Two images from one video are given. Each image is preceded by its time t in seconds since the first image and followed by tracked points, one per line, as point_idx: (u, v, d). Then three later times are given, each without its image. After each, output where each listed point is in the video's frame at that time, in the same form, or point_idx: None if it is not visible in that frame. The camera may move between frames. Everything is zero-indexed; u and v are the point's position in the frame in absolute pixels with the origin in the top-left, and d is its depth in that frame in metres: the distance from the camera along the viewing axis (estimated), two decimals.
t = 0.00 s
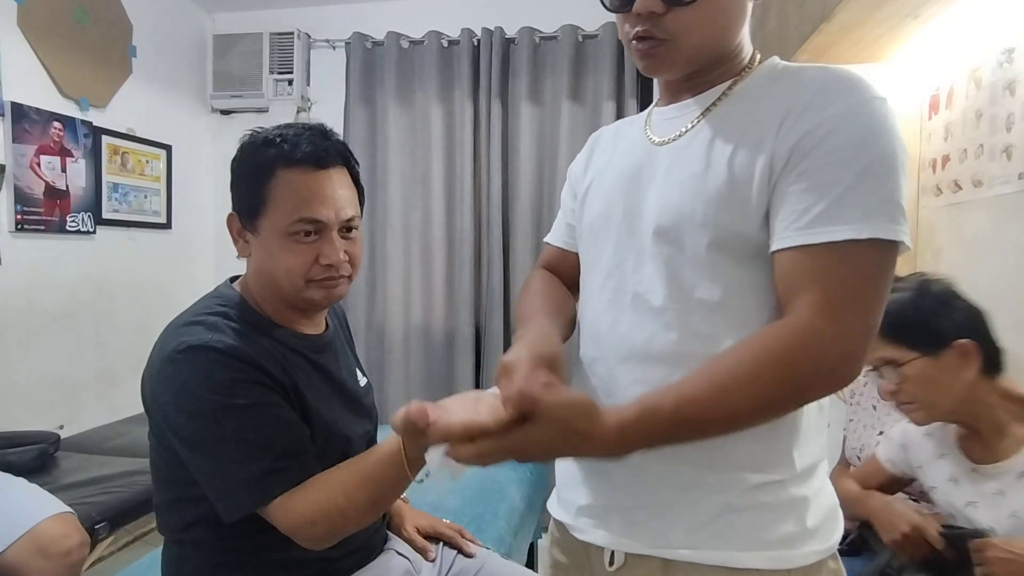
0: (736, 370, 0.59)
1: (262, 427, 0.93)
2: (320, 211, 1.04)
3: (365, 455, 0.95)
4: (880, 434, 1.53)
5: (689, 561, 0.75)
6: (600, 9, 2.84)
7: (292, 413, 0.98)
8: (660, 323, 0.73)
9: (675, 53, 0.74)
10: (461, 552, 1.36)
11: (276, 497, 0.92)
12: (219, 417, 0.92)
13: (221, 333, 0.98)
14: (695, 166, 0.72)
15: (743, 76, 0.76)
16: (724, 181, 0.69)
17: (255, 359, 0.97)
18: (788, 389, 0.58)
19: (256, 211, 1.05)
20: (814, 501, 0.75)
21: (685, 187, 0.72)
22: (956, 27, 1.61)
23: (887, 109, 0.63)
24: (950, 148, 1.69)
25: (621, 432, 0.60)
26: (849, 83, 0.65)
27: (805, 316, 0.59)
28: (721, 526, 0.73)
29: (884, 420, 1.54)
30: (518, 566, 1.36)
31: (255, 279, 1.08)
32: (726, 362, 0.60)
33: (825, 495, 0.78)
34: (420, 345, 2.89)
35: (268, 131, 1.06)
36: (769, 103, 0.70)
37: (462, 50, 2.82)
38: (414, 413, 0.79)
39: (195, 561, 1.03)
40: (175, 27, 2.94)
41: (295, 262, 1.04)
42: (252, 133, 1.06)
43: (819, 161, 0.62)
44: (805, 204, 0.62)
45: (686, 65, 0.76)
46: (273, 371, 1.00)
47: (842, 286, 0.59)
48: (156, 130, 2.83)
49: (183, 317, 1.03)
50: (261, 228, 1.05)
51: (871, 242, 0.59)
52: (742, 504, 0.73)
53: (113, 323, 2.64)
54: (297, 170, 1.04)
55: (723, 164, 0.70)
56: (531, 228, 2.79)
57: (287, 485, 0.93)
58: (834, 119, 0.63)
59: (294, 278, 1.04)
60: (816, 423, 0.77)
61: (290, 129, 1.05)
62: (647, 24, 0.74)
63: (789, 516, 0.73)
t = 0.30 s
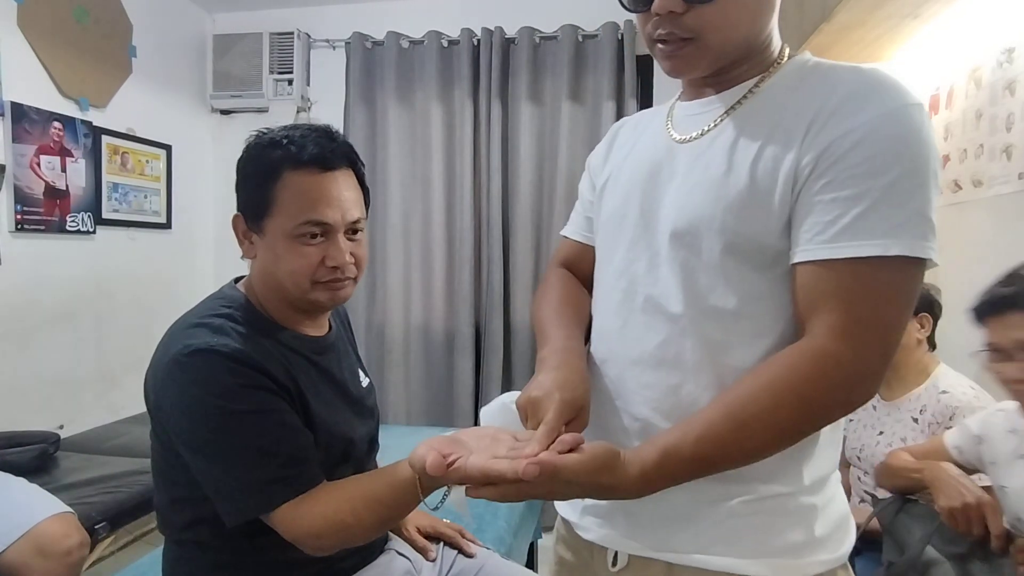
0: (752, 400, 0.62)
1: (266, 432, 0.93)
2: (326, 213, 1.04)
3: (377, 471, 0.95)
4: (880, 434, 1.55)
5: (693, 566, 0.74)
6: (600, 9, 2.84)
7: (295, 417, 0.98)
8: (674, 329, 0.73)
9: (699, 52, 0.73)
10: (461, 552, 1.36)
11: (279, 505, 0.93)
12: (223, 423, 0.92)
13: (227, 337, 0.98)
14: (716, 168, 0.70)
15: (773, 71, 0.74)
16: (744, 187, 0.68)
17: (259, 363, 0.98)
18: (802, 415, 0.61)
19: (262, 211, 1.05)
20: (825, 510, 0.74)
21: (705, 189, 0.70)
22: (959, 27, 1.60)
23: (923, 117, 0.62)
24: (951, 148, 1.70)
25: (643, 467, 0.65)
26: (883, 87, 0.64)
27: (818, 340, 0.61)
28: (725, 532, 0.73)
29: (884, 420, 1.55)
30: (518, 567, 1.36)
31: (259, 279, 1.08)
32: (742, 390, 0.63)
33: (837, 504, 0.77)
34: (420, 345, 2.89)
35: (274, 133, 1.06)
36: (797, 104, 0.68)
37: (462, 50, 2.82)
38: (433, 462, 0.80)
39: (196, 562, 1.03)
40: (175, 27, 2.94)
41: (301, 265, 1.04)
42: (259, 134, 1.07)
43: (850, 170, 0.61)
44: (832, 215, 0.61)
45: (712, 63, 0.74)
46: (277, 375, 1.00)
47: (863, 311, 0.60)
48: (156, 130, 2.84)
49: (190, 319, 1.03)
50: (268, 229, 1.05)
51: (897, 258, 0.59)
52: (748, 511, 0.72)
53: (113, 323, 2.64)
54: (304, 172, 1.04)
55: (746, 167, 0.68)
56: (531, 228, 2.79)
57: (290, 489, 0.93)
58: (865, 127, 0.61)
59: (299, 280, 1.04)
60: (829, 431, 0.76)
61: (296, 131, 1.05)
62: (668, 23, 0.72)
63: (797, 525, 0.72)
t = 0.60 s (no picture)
0: (759, 399, 0.62)
1: (268, 436, 0.93)
2: (332, 215, 1.04)
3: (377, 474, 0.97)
4: (879, 434, 1.56)
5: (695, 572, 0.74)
6: (599, 9, 2.84)
7: (298, 421, 0.99)
8: (684, 330, 0.73)
9: (714, 51, 0.73)
10: (462, 553, 1.36)
11: (280, 509, 0.93)
12: (225, 427, 0.92)
13: (231, 339, 0.98)
14: (729, 168, 0.71)
15: (792, 66, 0.74)
16: (756, 187, 0.68)
17: (262, 366, 0.97)
18: (811, 417, 0.61)
19: (268, 213, 1.05)
20: (838, 522, 0.73)
21: (718, 188, 0.71)
22: (959, 27, 1.61)
23: (947, 109, 0.61)
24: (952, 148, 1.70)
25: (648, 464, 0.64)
26: (904, 83, 0.62)
27: (831, 342, 0.60)
28: (732, 540, 0.72)
29: (885, 420, 1.56)
30: (519, 567, 1.36)
31: (264, 280, 1.08)
32: (751, 389, 0.63)
33: (854, 516, 0.75)
34: (420, 345, 2.89)
35: (280, 133, 1.06)
36: (814, 101, 0.67)
37: (462, 50, 2.82)
38: (426, 454, 0.89)
39: (196, 562, 1.03)
40: (175, 27, 2.94)
41: (307, 267, 1.03)
42: (265, 134, 1.07)
43: (866, 167, 0.60)
44: (846, 213, 0.61)
45: (728, 62, 0.74)
46: (280, 379, 1.00)
47: (880, 315, 0.59)
48: (156, 130, 2.84)
49: (194, 320, 1.03)
50: (274, 230, 1.05)
51: (919, 260, 0.58)
52: (753, 520, 0.71)
53: (113, 323, 2.64)
54: (310, 173, 1.04)
55: (758, 166, 0.68)
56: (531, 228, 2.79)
57: (292, 493, 0.93)
58: (883, 122, 0.60)
59: (304, 282, 1.04)
60: (845, 440, 0.75)
61: (302, 132, 1.05)
62: (681, 25, 0.73)
63: (808, 537, 0.70)
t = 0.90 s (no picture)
0: (770, 407, 0.61)
1: (272, 436, 0.93)
2: (335, 212, 1.05)
3: (381, 470, 0.97)
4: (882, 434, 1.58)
5: None
6: (599, 8, 2.84)
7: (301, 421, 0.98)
8: (694, 330, 0.74)
9: (735, 56, 0.73)
10: (462, 553, 1.36)
11: (284, 508, 0.93)
12: (229, 427, 0.92)
13: (235, 339, 0.97)
14: (745, 168, 0.71)
15: (816, 66, 0.73)
16: (770, 188, 0.68)
17: (265, 366, 0.97)
18: (821, 426, 0.60)
19: (271, 211, 1.05)
20: (852, 533, 0.72)
21: (733, 188, 0.71)
22: (960, 27, 1.61)
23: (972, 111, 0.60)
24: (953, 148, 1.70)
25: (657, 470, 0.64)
26: (926, 83, 0.62)
27: (845, 349, 0.60)
28: (741, 546, 0.72)
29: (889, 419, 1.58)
30: (518, 567, 1.36)
31: (266, 279, 1.08)
32: (762, 396, 0.63)
33: (870, 528, 0.74)
34: (420, 345, 2.89)
35: (282, 133, 1.06)
36: (836, 100, 0.67)
37: (462, 50, 2.82)
38: (443, 432, 0.90)
39: (197, 562, 1.03)
40: (175, 27, 2.94)
41: (310, 265, 1.04)
42: (268, 134, 1.07)
43: (886, 170, 0.60)
44: (863, 217, 0.60)
45: (750, 69, 0.74)
46: (284, 379, 1.00)
47: (894, 320, 0.58)
48: (156, 130, 2.83)
49: (197, 319, 1.02)
50: (277, 229, 1.04)
51: (937, 267, 0.57)
52: (762, 525, 0.71)
53: (113, 324, 2.64)
54: (312, 171, 1.04)
55: (772, 167, 0.68)
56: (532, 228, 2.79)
57: (297, 493, 0.93)
58: (903, 123, 0.60)
59: (308, 280, 1.04)
60: (862, 449, 0.74)
61: (305, 130, 1.05)
62: (703, 28, 0.73)
63: (821, 545, 0.70)
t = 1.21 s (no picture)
0: (775, 406, 0.61)
1: (274, 436, 0.93)
2: (339, 210, 1.05)
3: (383, 470, 0.97)
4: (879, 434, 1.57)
5: None
6: (599, 8, 2.84)
7: (303, 420, 0.98)
8: (700, 327, 0.74)
9: (749, 58, 0.73)
10: (462, 553, 1.36)
11: (287, 506, 0.93)
12: (232, 426, 0.92)
13: (239, 338, 0.97)
14: (754, 166, 0.71)
15: (830, 64, 0.73)
16: (779, 185, 0.68)
17: (268, 366, 0.97)
18: (824, 427, 0.60)
19: (275, 210, 1.05)
20: (858, 534, 0.72)
21: (742, 185, 0.71)
22: (960, 28, 1.61)
23: (985, 113, 0.59)
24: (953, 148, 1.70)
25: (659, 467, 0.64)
26: (938, 83, 0.62)
27: (851, 350, 0.60)
28: (745, 548, 0.72)
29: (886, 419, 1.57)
30: (518, 567, 1.36)
31: (270, 279, 1.08)
32: (767, 395, 0.63)
33: (878, 530, 0.74)
34: (420, 345, 2.89)
35: (286, 133, 1.06)
36: (849, 98, 0.67)
37: (462, 50, 2.82)
38: (451, 431, 0.89)
39: (199, 561, 1.03)
40: (175, 27, 2.94)
41: (313, 263, 1.04)
42: (271, 135, 1.07)
43: (896, 168, 0.60)
44: (873, 217, 0.60)
45: (761, 70, 0.75)
46: (286, 378, 1.00)
47: (899, 319, 0.58)
48: (156, 130, 2.83)
49: (200, 318, 1.02)
50: (281, 227, 1.04)
51: (944, 267, 0.57)
52: (767, 526, 0.71)
53: (113, 324, 2.64)
54: (317, 169, 1.04)
55: (782, 164, 0.68)
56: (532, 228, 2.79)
57: (299, 492, 0.94)
58: (916, 123, 0.60)
59: (312, 279, 1.04)
60: (869, 450, 0.74)
61: (309, 131, 1.06)
62: (714, 29, 0.73)
63: (826, 549, 0.70)
